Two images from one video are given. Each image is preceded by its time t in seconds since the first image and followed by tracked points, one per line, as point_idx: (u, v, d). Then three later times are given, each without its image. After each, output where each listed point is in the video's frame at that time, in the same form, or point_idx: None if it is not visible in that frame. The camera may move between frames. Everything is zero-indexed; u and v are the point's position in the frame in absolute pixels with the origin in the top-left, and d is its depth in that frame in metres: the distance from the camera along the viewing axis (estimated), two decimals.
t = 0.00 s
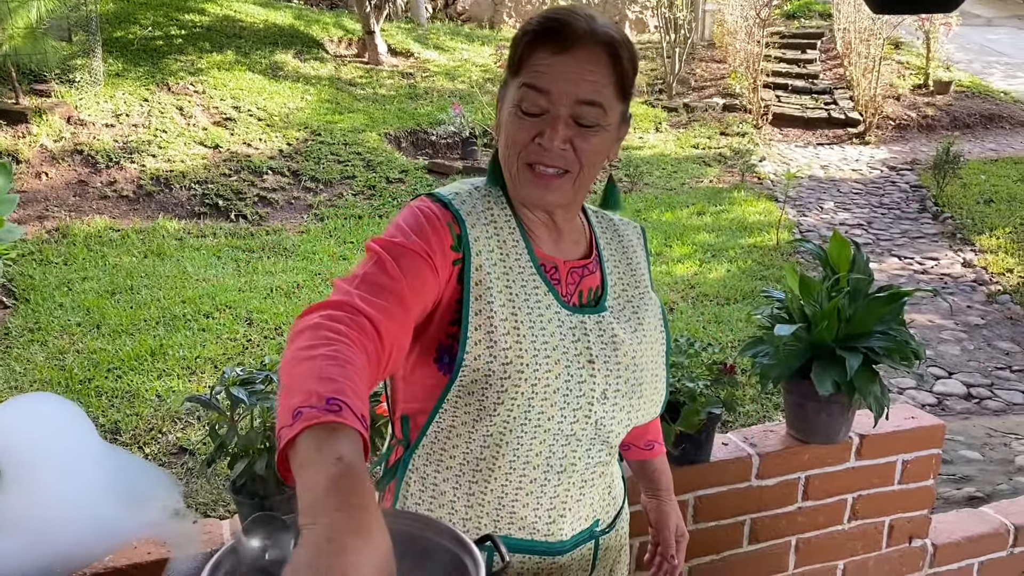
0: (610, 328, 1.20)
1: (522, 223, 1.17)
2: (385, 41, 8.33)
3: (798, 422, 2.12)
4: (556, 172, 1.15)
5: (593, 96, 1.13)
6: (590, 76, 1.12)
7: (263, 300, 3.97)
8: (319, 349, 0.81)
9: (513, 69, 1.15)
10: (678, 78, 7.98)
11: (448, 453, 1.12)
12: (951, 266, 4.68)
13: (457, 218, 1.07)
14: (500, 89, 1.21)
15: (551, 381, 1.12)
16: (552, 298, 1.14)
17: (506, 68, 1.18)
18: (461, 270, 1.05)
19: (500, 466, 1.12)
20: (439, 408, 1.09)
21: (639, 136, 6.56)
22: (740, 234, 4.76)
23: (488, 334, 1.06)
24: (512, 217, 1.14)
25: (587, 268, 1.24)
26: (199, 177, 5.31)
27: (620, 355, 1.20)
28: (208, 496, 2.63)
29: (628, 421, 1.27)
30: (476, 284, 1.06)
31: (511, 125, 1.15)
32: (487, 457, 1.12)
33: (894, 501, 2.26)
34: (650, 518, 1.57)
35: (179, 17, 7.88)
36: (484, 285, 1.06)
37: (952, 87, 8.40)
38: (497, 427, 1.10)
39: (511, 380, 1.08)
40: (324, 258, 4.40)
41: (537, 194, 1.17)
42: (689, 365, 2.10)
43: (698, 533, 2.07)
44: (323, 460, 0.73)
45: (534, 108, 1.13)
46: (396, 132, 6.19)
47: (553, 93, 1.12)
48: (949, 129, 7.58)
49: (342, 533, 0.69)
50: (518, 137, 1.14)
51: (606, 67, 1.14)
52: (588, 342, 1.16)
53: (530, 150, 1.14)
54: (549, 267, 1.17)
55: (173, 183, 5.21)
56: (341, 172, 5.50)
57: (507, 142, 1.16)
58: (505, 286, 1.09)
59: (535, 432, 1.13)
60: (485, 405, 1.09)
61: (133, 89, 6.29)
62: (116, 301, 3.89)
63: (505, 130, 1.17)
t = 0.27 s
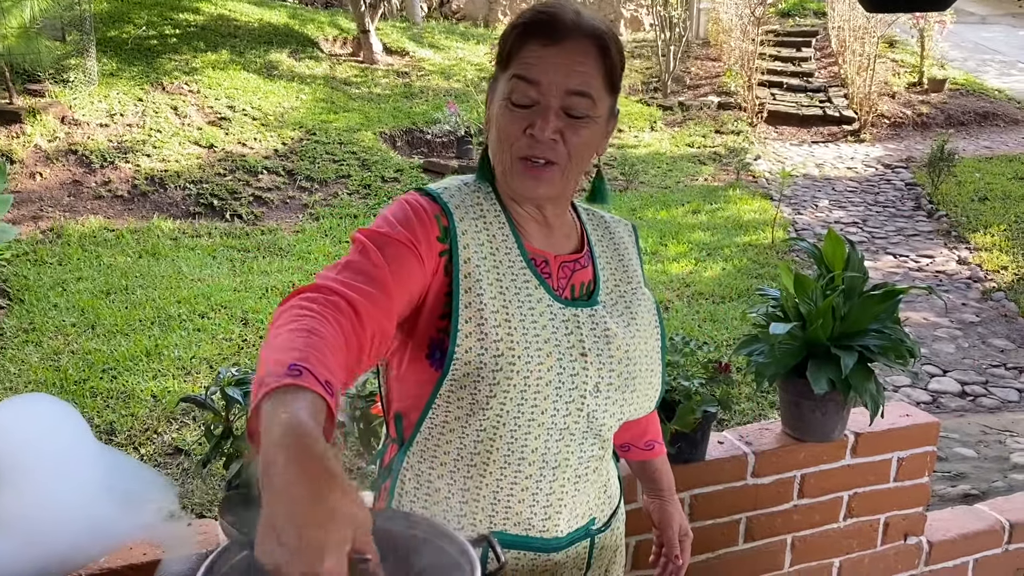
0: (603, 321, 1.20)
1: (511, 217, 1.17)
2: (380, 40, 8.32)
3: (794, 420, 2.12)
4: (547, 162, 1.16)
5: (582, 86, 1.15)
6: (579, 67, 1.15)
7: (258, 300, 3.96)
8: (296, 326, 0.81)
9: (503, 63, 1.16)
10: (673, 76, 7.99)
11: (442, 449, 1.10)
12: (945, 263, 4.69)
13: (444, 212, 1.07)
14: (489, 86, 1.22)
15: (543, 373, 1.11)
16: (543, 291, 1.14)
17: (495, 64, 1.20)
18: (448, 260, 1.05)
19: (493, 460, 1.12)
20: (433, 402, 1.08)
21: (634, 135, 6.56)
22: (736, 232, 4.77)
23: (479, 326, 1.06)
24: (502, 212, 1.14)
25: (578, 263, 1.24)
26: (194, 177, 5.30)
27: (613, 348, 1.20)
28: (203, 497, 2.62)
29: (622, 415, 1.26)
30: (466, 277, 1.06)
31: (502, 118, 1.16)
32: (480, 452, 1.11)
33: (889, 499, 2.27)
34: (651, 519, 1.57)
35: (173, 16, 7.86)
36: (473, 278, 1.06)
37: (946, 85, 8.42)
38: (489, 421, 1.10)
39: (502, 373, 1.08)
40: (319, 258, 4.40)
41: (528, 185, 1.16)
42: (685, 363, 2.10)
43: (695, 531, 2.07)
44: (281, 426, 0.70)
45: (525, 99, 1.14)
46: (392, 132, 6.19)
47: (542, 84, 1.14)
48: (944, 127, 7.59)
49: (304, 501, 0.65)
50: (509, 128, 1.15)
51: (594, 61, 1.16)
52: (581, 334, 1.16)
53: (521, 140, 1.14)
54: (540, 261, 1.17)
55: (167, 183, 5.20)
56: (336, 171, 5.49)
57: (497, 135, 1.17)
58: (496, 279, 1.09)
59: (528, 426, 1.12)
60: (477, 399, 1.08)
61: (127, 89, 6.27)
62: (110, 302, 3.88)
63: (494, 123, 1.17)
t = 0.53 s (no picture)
0: (590, 313, 1.19)
1: (496, 211, 1.17)
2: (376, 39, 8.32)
3: (791, 419, 2.12)
4: (530, 153, 1.16)
5: (566, 79, 1.17)
6: (562, 61, 1.16)
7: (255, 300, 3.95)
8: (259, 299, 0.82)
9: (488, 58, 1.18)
10: (669, 76, 7.99)
11: (430, 443, 1.12)
12: (942, 262, 4.70)
13: (424, 204, 1.07)
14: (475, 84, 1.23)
15: (528, 365, 1.11)
16: (528, 283, 1.13)
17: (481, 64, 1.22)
18: (429, 253, 1.05)
19: (480, 452, 1.12)
20: (419, 396, 1.10)
21: (631, 134, 6.57)
22: (732, 231, 4.77)
23: (462, 318, 1.06)
24: (485, 207, 1.14)
25: (566, 256, 1.23)
26: (190, 177, 5.29)
27: (601, 340, 1.19)
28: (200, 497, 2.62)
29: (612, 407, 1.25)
30: (447, 269, 1.06)
31: (488, 111, 1.17)
32: (467, 444, 1.11)
33: (886, 496, 2.27)
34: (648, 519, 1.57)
35: (168, 16, 7.84)
36: (455, 270, 1.06)
37: (942, 83, 8.43)
38: (475, 413, 1.10)
39: (486, 365, 1.08)
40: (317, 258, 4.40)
41: (512, 177, 1.16)
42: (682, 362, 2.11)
43: (691, 530, 2.07)
44: (217, 384, 0.70)
45: (509, 92, 1.16)
46: (388, 131, 6.18)
47: (527, 76, 1.15)
48: (940, 125, 7.60)
49: (237, 444, 0.65)
50: (494, 119, 1.16)
51: (578, 55, 1.18)
52: (567, 325, 1.15)
53: (504, 132, 1.15)
54: (525, 255, 1.17)
55: (164, 183, 5.19)
56: (332, 171, 5.49)
57: (482, 130, 1.18)
58: (479, 271, 1.09)
59: (515, 418, 1.12)
60: (462, 390, 1.08)
61: (123, 89, 6.26)
62: (107, 302, 3.87)
63: (480, 117, 1.18)
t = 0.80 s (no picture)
0: (563, 307, 1.20)
1: (470, 207, 1.19)
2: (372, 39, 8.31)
3: (788, 417, 2.13)
4: (503, 148, 1.18)
5: (538, 76, 1.18)
6: (534, 58, 1.18)
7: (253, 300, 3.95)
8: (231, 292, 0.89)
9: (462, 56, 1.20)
10: (665, 75, 8.00)
11: (404, 440, 1.13)
12: (939, 260, 4.71)
13: (393, 202, 1.10)
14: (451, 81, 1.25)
15: (499, 357, 1.12)
16: (499, 278, 1.15)
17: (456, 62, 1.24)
18: (398, 250, 1.08)
19: (453, 446, 1.12)
20: (392, 395, 1.11)
21: (627, 133, 6.57)
22: (730, 230, 4.77)
23: (433, 313, 1.08)
24: (458, 204, 1.17)
25: (541, 252, 1.25)
26: (187, 177, 5.29)
27: (574, 334, 1.20)
28: (198, 497, 2.62)
29: (590, 402, 1.25)
30: (416, 265, 1.08)
31: (462, 108, 1.19)
32: (441, 438, 1.12)
33: (883, 494, 2.27)
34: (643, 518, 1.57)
35: (164, 16, 7.83)
36: (424, 266, 1.09)
37: (939, 82, 8.45)
38: (447, 407, 1.11)
39: (457, 358, 1.10)
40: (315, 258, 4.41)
41: (487, 172, 1.18)
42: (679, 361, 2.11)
43: (689, 528, 2.08)
44: (182, 356, 0.74)
45: (482, 88, 1.17)
46: (385, 131, 6.18)
47: (500, 73, 1.17)
48: (936, 124, 7.61)
49: (196, 402, 0.69)
50: (468, 116, 1.18)
51: (550, 53, 1.19)
52: (539, 319, 1.16)
53: (478, 128, 1.17)
54: (498, 250, 1.19)
55: (161, 183, 5.19)
56: (330, 171, 5.49)
57: (457, 126, 1.20)
58: (450, 267, 1.12)
59: (487, 411, 1.13)
60: (433, 384, 1.10)
61: (119, 89, 6.25)
62: (104, 302, 3.87)
63: (454, 114, 1.21)
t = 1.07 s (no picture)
0: (534, 299, 1.21)
1: (438, 203, 1.20)
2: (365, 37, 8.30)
3: (781, 415, 2.12)
4: (474, 140, 1.19)
5: (507, 69, 1.21)
6: (502, 52, 1.21)
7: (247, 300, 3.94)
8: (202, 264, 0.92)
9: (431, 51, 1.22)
10: (659, 73, 8.00)
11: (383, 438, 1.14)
12: (932, 257, 4.72)
13: (358, 203, 1.11)
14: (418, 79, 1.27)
15: (472, 353, 1.13)
16: (469, 274, 1.16)
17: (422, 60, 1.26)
18: (367, 250, 1.09)
19: (430, 441, 1.13)
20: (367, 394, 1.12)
21: (621, 132, 6.58)
22: (724, 228, 4.78)
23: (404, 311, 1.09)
24: (425, 202, 1.17)
25: (509, 246, 1.26)
26: (181, 177, 5.27)
27: (546, 325, 1.20)
28: (192, 497, 2.61)
29: (563, 392, 1.26)
30: (385, 265, 1.09)
31: (431, 101, 1.20)
32: (418, 434, 1.13)
33: (876, 491, 2.28)
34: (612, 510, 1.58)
35: (157, 16, 7.81)
36: (393, 266, 1.09)
37: (931, 79, 8.48)
38: (422, 403, 1.12)
39: (430, 355, 1.11)
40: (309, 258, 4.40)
41: (458, 163, 1.19)
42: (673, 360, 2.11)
43: (683, 526, 2.08)
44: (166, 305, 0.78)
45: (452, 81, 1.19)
46: (379, 130, 6.18)
47: (469, 65, 1.19)
48: (929, 122, 7.64)
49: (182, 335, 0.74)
50: (438, 109, 1.19)
51: (516, 48, 1.23)
52: (510, 313, 1.17)
53: (448, 120, 1.18)
54: (466, 246, 1.19)
55: (154, 183, 5.17)
56: (324, 170, 5.48)
57: (426, 121, 1.21)
58: (420, 266, 1.12)
59: (462, 405, 1.14)
60: (407, 381, 1.11)
61: (112, 89, 6.23)
62: (98, 303, 3.86)
63: (423, 108, 1.22)
